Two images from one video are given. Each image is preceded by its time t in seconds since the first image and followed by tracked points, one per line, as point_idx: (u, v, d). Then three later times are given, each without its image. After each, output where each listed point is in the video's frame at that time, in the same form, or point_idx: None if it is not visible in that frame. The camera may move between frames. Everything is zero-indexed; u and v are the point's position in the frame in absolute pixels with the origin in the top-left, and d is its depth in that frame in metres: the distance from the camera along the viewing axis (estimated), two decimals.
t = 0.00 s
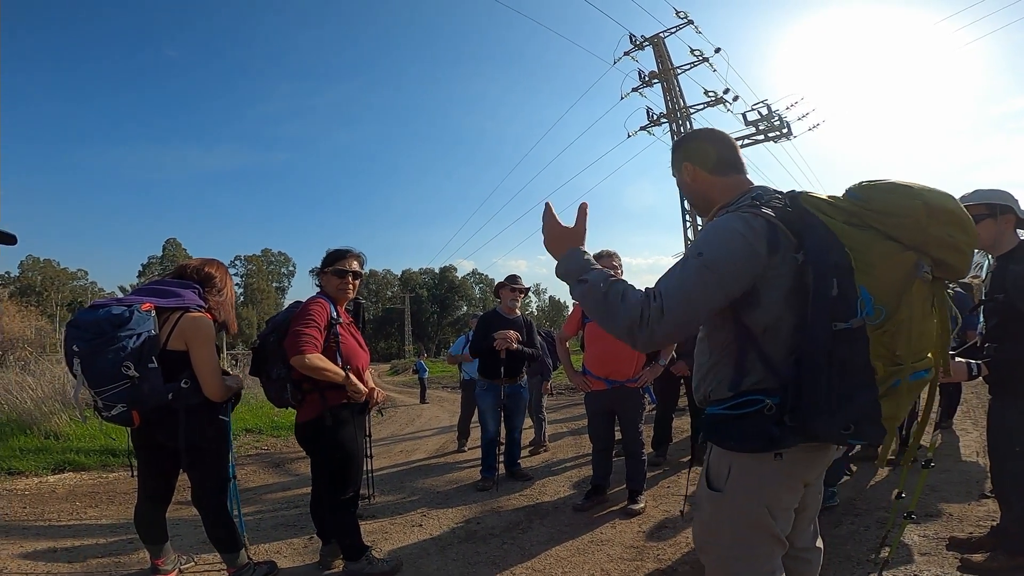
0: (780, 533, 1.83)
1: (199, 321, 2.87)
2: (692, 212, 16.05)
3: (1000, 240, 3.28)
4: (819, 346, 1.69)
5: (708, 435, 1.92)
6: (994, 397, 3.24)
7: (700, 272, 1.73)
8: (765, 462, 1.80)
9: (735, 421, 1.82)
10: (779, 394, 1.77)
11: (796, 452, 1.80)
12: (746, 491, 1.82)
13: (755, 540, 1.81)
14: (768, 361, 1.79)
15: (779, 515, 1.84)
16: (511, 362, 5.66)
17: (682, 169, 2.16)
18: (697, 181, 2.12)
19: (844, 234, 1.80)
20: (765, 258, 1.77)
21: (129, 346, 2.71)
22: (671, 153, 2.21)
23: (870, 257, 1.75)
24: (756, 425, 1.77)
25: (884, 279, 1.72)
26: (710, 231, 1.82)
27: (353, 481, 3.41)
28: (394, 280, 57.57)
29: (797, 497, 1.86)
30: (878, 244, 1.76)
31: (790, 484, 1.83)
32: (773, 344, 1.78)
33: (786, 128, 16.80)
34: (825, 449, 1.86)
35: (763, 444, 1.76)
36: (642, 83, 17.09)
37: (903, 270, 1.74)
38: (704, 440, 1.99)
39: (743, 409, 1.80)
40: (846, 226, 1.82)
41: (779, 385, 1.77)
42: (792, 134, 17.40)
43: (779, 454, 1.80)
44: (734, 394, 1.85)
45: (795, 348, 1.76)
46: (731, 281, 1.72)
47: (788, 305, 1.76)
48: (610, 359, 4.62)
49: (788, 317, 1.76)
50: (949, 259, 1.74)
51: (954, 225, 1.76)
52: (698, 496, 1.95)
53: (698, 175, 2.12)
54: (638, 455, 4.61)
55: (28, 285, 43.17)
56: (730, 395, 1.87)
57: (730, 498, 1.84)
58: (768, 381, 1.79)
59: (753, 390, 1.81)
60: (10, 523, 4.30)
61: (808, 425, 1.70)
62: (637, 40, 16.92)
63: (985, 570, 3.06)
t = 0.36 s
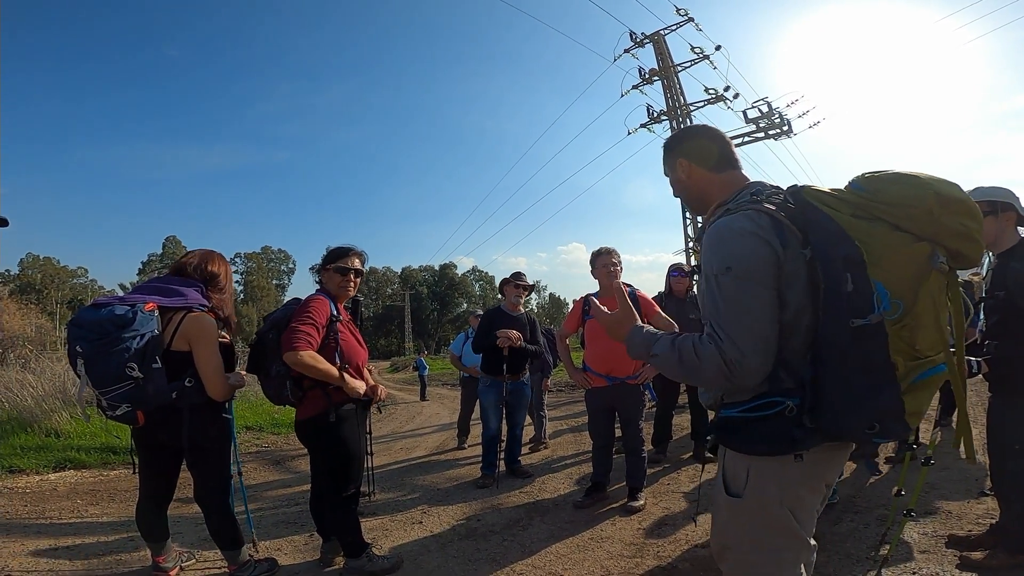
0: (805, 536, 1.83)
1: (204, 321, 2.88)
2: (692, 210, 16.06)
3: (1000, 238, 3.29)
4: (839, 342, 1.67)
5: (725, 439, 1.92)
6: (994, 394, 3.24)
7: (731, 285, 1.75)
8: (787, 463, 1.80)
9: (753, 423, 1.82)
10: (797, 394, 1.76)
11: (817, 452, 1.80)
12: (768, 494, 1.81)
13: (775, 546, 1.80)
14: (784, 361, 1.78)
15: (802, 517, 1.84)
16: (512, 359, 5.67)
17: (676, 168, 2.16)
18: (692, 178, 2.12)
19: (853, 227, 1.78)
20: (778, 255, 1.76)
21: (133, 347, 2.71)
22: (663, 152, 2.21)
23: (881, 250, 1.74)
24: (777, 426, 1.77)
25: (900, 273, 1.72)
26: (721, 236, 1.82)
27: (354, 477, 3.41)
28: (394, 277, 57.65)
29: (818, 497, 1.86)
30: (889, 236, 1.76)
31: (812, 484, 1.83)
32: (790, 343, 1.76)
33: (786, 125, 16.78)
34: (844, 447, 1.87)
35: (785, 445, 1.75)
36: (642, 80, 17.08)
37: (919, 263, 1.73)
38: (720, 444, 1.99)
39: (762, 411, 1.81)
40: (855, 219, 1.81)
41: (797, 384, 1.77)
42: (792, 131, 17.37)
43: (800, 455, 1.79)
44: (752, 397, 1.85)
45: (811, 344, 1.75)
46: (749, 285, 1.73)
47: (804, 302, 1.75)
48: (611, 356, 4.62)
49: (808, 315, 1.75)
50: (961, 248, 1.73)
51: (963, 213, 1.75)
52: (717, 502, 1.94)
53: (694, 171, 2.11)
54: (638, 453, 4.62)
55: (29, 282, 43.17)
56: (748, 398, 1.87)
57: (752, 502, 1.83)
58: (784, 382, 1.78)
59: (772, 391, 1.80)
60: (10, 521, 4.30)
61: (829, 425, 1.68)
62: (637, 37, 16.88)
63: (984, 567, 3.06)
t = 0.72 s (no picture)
0: (810, 528, 1.84)
1: (202, 318, 2.87)
2: (685, 210, 16.13)
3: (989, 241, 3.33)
4: (858, 330, 1.66)
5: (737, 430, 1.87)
6: (981, 395, 3.27)
7: (738, 232, 1.74)
8: (799, 454, 1.80)
9: (767, 414, 1.81)
10: (810, 385, 1.78)
11: (826, 443, 1.82)
12: (781, 486, 1.80)
13: (784, 538, 1.80)
14: (796, 353, 1.80)
15: (808, 509, 1.85)
16: (508, 357, 5.68)
17: (697, 152, 2.08)
18: (737, 164, 2.10)
19: (873, 224, 1.79)
20: (797, 242, 1.79)
21: (133, 347, 2.68)
22: (692, 134, 2.12)
23: (901, 247, 1.75)
24: (793, 415, 1.76)
25: (917, 269, 1.74)
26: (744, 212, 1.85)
27: (346, 474, 3.40)
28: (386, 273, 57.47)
29: (823, 488, 1.89)
30: (908, 236, 1.77)
31: (820, 475, 1.85)
32: (801, 337, 1.79)
33: (779, 126, 16.87)
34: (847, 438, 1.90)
35: (799, 434, 1.75)
36: (637, 79, 17.12)
37: (934, 261, 1.77)
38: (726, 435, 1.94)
39: (777, 400, 1.79)
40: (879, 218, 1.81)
41: (810, 374, 1.79)
42: (785, 132, 17.46)
43: (812, 445, 1.80)
44: (762, 387, 1.84)
45: (822, 338, 1.77)
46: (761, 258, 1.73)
47: (815, 293, 1.76)
48: (604, 354, 4.64)
49: (822, 305, 1.75)
50: (970, 252, 1.79)
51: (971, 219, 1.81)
52: (724, 495, 1.90)
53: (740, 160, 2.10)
54: (629, 451, 4.64)
55: (15, 275, 42.64)
56: (759, 388, 1.85)
57: (764, 495, 1.81)
58: (799, 372, 1.80)
59: (783, 381, 1.80)
60: None
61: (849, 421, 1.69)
62: (633, 36, 16.88)
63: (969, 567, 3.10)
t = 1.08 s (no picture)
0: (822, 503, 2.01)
1: (198, 315, 2.86)
2: (679, 208, 16.17)
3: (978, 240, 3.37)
4: (879, 301, 1.90)
5: (774, 408, 1.92)
6: (968, 394, 3.30)
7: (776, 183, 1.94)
8: (827, 433, 1.93)
9: (803, 389, 1.89)
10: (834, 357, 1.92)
11: (845, 422, 1.98)
12: (811, 464, 1.92)
13: (809, 514, 1.92)
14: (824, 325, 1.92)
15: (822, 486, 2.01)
16: (502, 353, 5.68)
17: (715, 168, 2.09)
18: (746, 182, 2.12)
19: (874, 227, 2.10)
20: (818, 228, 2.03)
21: (135, 347, 2.66)
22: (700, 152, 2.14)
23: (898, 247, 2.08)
24: (829, 389, 1.88)
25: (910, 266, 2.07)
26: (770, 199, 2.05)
27: (340, 469, 3.38)
28: (378, 269, 57.27)
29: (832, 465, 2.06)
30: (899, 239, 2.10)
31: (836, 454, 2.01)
32: (826, 309, 1.93)
33: (773, 125, 16.92)
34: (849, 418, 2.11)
35: (835, 407, 1.89)
36: (633, 77, 17.11)
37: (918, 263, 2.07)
38: (753, 417, 2.00)
39: (810, 372, 1.88)
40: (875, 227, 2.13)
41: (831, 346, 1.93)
42: (778, 131, 17.52)
43: (835, 425, 1.96)
44: (793, 364, 1.91)
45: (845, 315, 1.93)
46: (786, 221, 1.90)
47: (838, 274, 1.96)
48: (597, 350, 4.64)
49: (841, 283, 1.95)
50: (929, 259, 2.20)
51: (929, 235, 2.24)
52: (753, 476, 1.96)
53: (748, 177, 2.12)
54: (622, 447, 4.66)
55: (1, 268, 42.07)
56: (791, 363, 1.92)
57: (796, 473, 1.91)
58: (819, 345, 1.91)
59: (814, 353, 1.91)
60: None
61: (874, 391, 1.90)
62: (629, 34, 16.84)
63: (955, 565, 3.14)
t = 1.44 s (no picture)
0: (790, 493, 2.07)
1: (177, 311, 2.82)
2: (663, 208, 16.28)
3: (955, 240, 3.44)
4: (850, 302, 1.98)
5: (756, 397, 1.94)
6: (942, 393, 3.37)
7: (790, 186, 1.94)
8: (799, 424, 2.00)
9: (783, 378, 1.92)
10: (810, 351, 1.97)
11: (815, 415, 2.05)
12: (785, 454, 1.97)
13: (782, 502, 1.97)
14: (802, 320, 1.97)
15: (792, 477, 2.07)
16: (487, 351, 5.67)
17: (704, 169, 2.17)
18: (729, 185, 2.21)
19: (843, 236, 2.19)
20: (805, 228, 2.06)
21: (115, 345, 2.61)
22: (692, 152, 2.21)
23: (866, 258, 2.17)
24: (807, 380, 1.92)
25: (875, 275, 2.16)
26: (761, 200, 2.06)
27: (323, 468, 3.35)
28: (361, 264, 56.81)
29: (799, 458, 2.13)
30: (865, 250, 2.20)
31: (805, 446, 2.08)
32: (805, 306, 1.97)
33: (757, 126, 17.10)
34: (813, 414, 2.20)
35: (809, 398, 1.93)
36: (619, 76, 17.15)
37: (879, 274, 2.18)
38: (732, 405, 2.01)
39: (791, 362, 1.92)
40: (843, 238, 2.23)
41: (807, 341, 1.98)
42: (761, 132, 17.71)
43: (807, 417, 2.02)
44: (775, 353, 1.95)
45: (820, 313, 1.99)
46: (789, 216, 1.90)
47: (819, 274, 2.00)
48: (581, 348, 4.66)
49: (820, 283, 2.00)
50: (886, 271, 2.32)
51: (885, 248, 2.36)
52: (732, 463, 1.97)
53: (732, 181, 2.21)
54: (605, 445, 4.68)
55: None
56: (769, 354, 1.95)
57: (774, 462, 1.94)
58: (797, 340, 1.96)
59: (792, 345, 1.95)
60: None
61: (845, 385, 1.96)
62: (616, 33, 16.86)
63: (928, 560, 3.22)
